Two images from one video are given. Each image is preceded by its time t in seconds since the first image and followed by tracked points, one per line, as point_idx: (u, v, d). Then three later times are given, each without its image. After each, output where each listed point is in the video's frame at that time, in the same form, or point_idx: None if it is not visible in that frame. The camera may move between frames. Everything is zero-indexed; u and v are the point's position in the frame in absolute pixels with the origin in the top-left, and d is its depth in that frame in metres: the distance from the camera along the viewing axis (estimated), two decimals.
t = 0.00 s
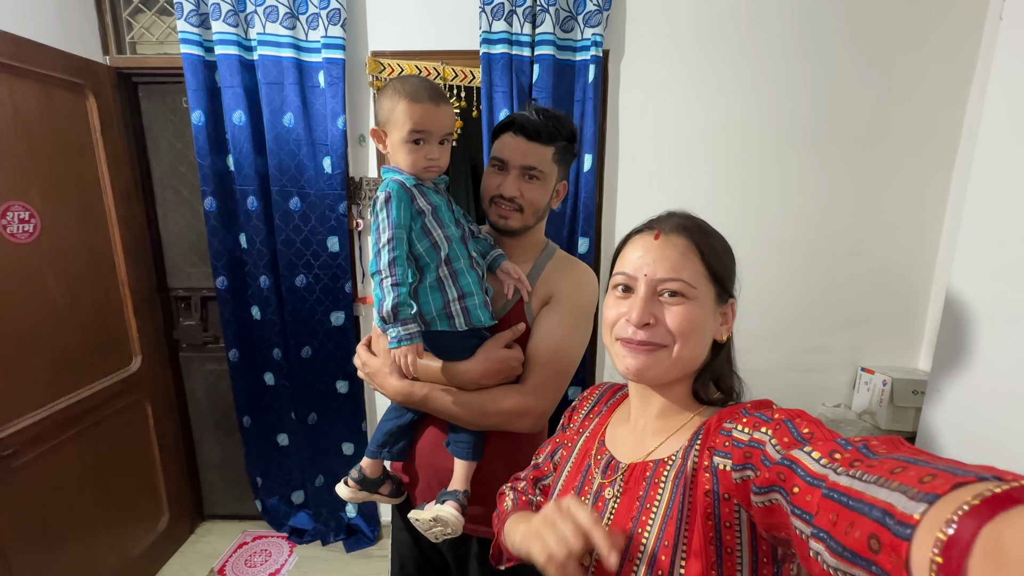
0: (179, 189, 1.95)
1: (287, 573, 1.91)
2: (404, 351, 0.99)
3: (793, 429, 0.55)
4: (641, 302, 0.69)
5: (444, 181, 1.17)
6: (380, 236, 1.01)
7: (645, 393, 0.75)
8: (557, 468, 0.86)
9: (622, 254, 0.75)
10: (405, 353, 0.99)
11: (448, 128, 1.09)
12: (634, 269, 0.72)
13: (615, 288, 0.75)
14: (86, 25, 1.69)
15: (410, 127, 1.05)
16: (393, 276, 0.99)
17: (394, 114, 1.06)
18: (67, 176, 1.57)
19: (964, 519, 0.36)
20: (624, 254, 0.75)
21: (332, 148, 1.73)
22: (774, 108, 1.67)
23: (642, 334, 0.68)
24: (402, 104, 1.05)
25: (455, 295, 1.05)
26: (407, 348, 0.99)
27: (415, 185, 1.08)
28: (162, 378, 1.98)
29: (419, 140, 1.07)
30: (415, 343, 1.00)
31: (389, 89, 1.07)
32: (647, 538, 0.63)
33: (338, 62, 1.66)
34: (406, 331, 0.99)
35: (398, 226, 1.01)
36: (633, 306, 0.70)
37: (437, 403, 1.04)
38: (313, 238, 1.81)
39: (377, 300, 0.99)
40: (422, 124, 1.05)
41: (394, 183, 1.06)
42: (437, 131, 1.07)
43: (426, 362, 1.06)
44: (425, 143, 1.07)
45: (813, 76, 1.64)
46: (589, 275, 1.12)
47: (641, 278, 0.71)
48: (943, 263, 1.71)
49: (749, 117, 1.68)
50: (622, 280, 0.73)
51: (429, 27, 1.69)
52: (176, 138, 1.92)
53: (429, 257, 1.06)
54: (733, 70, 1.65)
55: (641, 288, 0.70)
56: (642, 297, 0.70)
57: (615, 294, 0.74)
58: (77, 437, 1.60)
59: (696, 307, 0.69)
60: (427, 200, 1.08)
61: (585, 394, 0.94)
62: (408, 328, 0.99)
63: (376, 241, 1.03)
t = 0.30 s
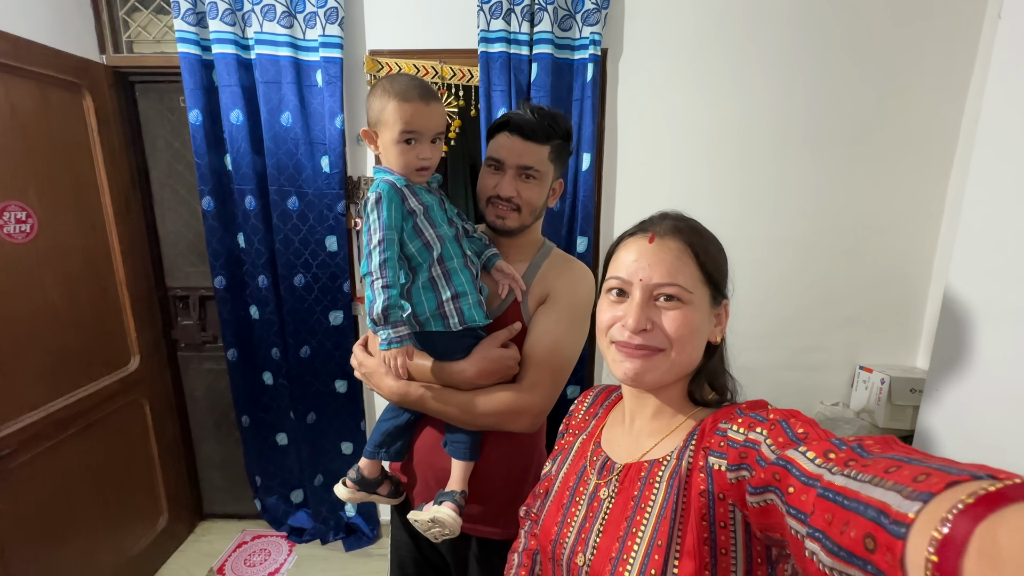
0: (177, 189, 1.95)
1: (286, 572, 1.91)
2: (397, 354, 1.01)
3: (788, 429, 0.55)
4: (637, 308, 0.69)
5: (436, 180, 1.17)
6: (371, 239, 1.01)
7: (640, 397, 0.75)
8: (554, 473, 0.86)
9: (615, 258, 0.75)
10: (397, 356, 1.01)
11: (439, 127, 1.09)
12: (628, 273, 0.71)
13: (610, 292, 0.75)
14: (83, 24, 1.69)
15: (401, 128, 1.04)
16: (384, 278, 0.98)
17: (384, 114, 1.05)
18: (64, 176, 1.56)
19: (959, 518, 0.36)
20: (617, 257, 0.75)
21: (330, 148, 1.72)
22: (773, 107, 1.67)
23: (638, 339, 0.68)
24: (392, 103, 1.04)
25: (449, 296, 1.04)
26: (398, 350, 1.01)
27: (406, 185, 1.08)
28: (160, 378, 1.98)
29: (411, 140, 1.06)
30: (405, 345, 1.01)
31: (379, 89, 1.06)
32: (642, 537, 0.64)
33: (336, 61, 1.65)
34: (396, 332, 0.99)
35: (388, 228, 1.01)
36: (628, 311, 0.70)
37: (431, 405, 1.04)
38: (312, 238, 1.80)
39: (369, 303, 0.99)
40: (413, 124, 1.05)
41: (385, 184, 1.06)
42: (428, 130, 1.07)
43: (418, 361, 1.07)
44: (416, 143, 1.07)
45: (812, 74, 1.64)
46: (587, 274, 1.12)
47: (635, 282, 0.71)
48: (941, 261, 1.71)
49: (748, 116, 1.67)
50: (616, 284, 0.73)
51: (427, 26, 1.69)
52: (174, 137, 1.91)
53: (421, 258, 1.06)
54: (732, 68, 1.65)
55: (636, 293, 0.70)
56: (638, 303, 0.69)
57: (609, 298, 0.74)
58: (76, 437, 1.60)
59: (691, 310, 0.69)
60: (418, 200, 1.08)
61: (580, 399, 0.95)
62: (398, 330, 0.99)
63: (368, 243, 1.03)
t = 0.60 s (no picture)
0: (176, 187, 1.94)
1: (286, 570, 1.91)
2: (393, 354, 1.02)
3: (788, 430, 0.55)
4: (636, 310, 0.69)
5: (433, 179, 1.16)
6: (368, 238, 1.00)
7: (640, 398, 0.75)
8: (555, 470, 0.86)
9: (612, 259, 0.75)
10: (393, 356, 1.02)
11: (433, 123, 1.08)
12: (626, 275, 0.71)
13: (607, 294, 0.74)
14: (80, 21, 1.68)
15: (394, 125, 1.04)
16: (383, 278, 0.97)
17: (377, 112, 1.05)
18: (63, 174, 1.56)
19: (960, 519, 0.36)
20: (614, 259, 0.75)
21: (330, 146, 1.72)
22: (774, 106, 1.66)
23: (638, 341, 0.68)
24: (385, 101, 1.04)
25: (449, 296, 1.04)
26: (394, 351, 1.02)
27: (404, 182, 1.07)
28: (159, 376, 1.97)
29: (405, 137, 1.06)
30: (402, 345, 1.02)
31: (372, 87, 1.06)
32: (641, 537, 0.63)
33: (336, 58, 1.64)
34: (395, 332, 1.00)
35: (386, 226, 1.00)
36: (626, 314, 0.70)
37: (431, 404, 1.03)
38: (311, 236, 1.80)
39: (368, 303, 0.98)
40: (407, 121, 1.04)
41: (382, 182, 1.05)
42: (422, 126, 1.06)
43: (417, 361, 1.07)
44: (410, 140, 1.06)
45: (814, 72, 1.63)
46: (588, 275, 1.12)
47: (632, 284, 0.70)
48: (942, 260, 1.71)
49: (749, 115, 1.67)
50: (614, 286, 0.73)
51: (426, 23, 1.68)
52: (173, 135, 1.90)
53: (420, 257, 1.05)
54: (733, 67, 1.64)
55: (635, 296, 0.70)
56: (636, 305, 0.69)
57: (607, 300, 0.74)
58: (76, 436, 1.60)
59: (690, 310, 0.68)
60: (417, 198, 1.07)
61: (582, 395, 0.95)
62: (395, 331, 1.00)
63: (365, 241, 1.02)
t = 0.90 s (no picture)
0: (178, 185, 1.95)
1: (286, 568, 1.91)
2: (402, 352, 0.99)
3: (791, 423, 0.55)
4: (638, 303, 0.69)
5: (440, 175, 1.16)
6: (376, 236, 1.01)
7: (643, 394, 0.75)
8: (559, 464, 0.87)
9: (613, 254, 0.75)
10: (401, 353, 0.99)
11: (439, 114, 1.08)
12: (627, 269, 0.71)
13: (610, 289, 0.74)
14: (84, 19, 1.68)
15: (401, 115, 1.04)
16: (390, 277, 0.98)
17: (383, 104, 1.05)
18: (65, 171, 1.56)
19: (960, 511, 0.36)
20: (615, 253, 0.75)
21: (331, 144, 1.72)
22: (775, 106, 1.66)
23: (642, 335, 0.68)
24: (390, 91, 1.04)
25: (455, 295, 1.04)
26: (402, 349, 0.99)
27: (413, 179, 1.08)
28: (160, 374, 1.98)
29: (412, 128, 1.06)
30: (411, 343, 0.99)
31: (377, 80, 1.07)
32: (642, 532, 0.64)
33: (337, 57, 1.65)
34: (401, 328, 0.98)
35: (395, 224, 1.01)
36: (629, 308, 0.70)
37: (434, 400, 1.04)
38: (313, 235, 1.80)
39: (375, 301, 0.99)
40: (413, 111, 1.04)
41: (390, 178, 1.05)
42: (428, 116, 1.06)
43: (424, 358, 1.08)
44: (417, 130, 1.06)
45: (815, 72, 1.64)
46: (590, 274, 1.12)
47: (634, 278, 0.70)
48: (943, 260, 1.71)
49: (749, 114, 1.67)
50: (615, 281, 0.73)
51: (428, 22, 1.68)
52: (175, 133, 1.91)
53: (427, 255, 1.06)
54: (734, 66, 1.65)
55: (636, 288, 0.70)
56: (638, 298, 0.69)
57: (610, 295, 0.74)
58: (76, 434, 1.60)
59: (691, 302, 0.68)
60: (425, 196, 1.07)
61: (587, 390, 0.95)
62: (404, 328, 0.98)
63: (373, 239, 1.02)
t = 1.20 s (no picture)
0: (178, 183, 1.95)
1: (286, 566, 1.92)
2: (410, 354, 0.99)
3: (795, 429, 0.55)
4: (635, 303, 0.69)
5: (445, 174, 1.17)
6: (382, 238, 1.01)
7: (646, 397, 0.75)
8: (559, 461, 0.86)
9: (609, 258, 0.75)
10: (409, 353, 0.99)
11: (444, 107, 1.08)
12: (624, 272, 0.71)
13: (608, 293, 0.74)
14: (84, 18, 1.69)
15: (405, 109, 1.04)
16: (396, 279, 0.98)
17: (387, 99, 1.06)
18: (66, 170, 1.56)
19: (966, 521, 0.36)
20: (611, 257, 0.75)
21: (331, 143, 1.72)
22: (775, 105, 1.66)
23: (642, 334, 0.68)
24: (393, 86, 1.05)
25: (460, 297, 1.05)
26: (410, 351, 0.99)
27: (421, 181, 1.07)
28: (161, 372, 1.98)
29: (417, 121, 1.05)
30: (420, 344, 0.99)
31: (380, 78, 1.07)
32: (645, 535, 0.64)
33: (337, 56, 1.65)
34: (408, 329, 0.98)
35: (402, 226, 1.01)
36: (627, 310, 0.70)
37: (436, 399, 1.04)
38: (313, 233, 1.80)
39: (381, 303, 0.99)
40: (417, 104, 1.04)
41: (397, 179, 1.05)
42: (432, 109, 1.06)
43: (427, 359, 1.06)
44: (422, 123, 1.06)
45: (816, 71, 1.63)
46: (591, 277, 1.12)
47: (630, 280, 0.70)
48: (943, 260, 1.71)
49: (749, 113, 1.67)
50: (612, 284, 0.73)
51: (428, 21, 1.68)
52: (175, 132, 1.91)
53: (433, 257, 1.06)
54: (733, 65, 1.64)
55: (633, 289, 0.70)
56: (635, 298, 0.69)
57: (608, 299, 0.74)
58: (77, 431, 1.60)
59: (688, 302, 0.68)
60: (432, 198, 1.07)
61: (592, 389, 0.95)
62: (412, 329, 0.98)
63: (380, 240, 1.02)
